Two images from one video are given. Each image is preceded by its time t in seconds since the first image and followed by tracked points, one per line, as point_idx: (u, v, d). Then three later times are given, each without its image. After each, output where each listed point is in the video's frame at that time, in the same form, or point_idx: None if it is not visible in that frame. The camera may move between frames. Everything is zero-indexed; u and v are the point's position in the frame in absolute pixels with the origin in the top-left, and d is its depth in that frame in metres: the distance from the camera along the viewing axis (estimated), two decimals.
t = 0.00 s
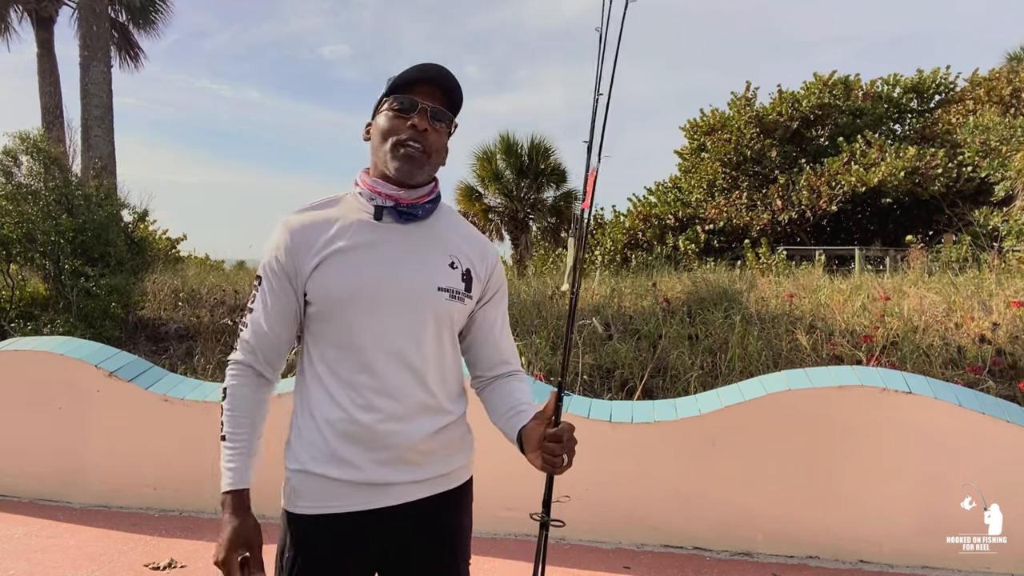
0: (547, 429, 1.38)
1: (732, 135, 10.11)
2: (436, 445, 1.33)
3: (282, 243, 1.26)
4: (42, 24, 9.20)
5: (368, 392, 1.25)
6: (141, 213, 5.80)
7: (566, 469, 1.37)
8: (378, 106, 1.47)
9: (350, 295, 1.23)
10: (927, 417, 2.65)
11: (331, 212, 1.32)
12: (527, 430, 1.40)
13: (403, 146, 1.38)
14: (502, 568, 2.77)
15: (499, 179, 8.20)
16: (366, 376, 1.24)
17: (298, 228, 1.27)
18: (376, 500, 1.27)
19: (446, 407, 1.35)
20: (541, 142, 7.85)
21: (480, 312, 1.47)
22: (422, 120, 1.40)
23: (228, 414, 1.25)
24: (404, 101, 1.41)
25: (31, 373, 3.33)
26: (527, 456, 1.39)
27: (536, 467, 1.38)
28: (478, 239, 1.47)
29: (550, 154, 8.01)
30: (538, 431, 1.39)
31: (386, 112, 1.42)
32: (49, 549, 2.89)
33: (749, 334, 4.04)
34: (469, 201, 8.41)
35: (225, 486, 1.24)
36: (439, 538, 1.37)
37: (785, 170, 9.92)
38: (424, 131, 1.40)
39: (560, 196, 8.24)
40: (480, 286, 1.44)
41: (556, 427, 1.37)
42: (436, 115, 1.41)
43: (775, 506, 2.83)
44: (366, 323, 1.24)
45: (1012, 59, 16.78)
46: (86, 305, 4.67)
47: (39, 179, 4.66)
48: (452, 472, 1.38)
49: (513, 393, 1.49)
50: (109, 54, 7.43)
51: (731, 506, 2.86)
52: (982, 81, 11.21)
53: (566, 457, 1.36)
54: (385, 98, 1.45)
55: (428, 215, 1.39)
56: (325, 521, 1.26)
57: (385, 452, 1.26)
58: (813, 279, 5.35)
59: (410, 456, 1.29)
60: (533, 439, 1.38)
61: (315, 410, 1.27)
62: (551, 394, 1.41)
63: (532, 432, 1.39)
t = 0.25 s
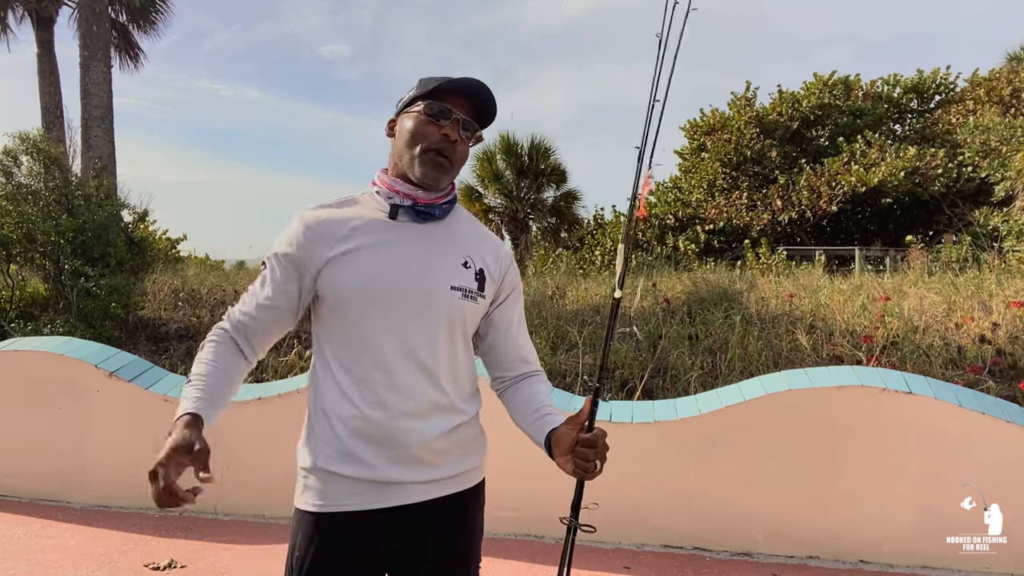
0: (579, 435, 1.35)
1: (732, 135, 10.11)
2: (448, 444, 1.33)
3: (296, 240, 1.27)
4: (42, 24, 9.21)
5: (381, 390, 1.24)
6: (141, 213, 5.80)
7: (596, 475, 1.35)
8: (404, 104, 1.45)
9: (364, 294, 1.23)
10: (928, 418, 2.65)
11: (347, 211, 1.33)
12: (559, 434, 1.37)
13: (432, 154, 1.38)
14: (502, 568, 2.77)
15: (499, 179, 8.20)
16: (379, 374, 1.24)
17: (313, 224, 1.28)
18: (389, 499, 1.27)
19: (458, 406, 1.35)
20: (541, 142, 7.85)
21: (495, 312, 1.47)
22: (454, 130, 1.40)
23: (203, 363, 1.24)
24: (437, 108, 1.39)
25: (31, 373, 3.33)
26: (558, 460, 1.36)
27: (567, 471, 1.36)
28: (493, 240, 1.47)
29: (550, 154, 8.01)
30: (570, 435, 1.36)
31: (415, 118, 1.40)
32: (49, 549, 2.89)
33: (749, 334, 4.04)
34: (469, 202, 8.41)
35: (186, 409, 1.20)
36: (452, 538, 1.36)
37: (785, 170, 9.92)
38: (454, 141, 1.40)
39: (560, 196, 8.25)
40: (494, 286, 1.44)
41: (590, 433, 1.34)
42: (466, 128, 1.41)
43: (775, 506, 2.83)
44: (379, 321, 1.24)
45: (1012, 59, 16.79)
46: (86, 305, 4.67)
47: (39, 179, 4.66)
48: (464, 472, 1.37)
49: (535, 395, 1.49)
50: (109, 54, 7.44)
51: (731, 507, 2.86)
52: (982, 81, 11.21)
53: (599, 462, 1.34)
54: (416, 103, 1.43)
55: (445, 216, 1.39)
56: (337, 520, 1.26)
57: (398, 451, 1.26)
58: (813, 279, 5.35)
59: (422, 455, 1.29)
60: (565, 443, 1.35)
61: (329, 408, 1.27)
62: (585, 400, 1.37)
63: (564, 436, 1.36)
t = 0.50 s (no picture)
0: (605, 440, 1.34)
1: (732, 135, 10.12)
2: (462, 441, 1.33)
3: (311, 235, 1.28)
4: (42, 24, 9.21)
5: (397, 387, 1.24)
6: (141, 213, 5.80)
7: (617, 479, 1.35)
8: (427, 108, 1.47)
9: (380, 289, 1.24)
10: (928, 418, 2.65)
11: (361, 212, 1.34)
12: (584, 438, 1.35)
13: (454, 159, 1.40)
14: (502, 568, 2.77)
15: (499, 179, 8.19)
16: (394, 369, 1.24)
17: (329, 220, 1.29)
18: (404, 496, 1.26)
19: (472, 405, 1.36)
20: (541, 142, 7.85)
21: (509, 312, 1.50)
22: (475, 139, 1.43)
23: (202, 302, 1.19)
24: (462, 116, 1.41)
25: (31, 372, 3.33)
26: (582, 464, 1.34)
27: (590, 474, 1.34)
28: (504, 243, 1.49)
29: (550, 154, 8.02)
30: (595, 439, 1.34)
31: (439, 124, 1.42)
32: (49, 549, 2.89)
33: (748, 334, 4.04)
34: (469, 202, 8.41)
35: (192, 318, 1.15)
36: (463, 538, 1.36)
37: (785, 170, 9.92)
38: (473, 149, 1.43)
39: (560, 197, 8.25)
40: (506, 287, 1.46)
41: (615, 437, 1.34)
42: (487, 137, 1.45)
43: (775, 506, 2.83)
44: (395, 317, 1.24)
45: (1013, 58, 16.80)
46: (86, 305, 4.68)
47: (39, 179, 4.66)
48: (477, 471, 1.37)
49: (553, 397, 1.47)
50: (109, 54, 7.44)
51: (731, 506, 2.86)
52: (983, 81, 11.22)
53: (624, 466, 1.33)
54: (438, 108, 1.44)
55: (461, 217, 1.41)
56: (349, 522, 1.25)
57: (412, 448, 1.25)
58: (813, 279, 5.35)
59: (437, 452, 1.28)
60: (590, 448, 1.33)
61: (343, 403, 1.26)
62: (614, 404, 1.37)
63: (588, 440, 1.34)
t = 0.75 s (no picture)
0: (611, 434, 1.36)
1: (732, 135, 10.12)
2: (474, 438, 1.33)
3: (327, 228, 1.27)
4: (42, 24, 9.21)
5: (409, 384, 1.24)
6: (141, 213, 5.80)
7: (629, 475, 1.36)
8: (438, 107, 1.44)
9: (395, 286, 1.24)
10: (928, 417, 2.65)
11: (377, 207, 1.33)
12: (591, 434, 1.36)
13: (473, 160, 1.40)
14: (502, 568, 2.77)
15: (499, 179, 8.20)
16: (409, 365, 1.24)
17: (345, 214, 1.29)
18: (414, 493, 1.25)
19: (482, 403, 1.36)
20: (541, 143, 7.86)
21: (516, 314, 1.48)
22: (491, 139, 1.43)
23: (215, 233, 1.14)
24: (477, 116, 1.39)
25: (31, 372, 3.33)
26: (590, 460, 1.35)
27: (597, 471, 1.36)
28: (513, 245, 1.49)
29: (550, 154, 8.02)
30: (603, 436, 1.35)
31: (454, 123, 1.39)
32: (49, 549, 2.89)
33: (748, 333, 4.04)
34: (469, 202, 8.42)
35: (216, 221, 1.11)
36: (472, 536, 1.36)
37: (785, 171, 9.92)
38: (489, 150, 1.43)
39: (559, 197, 8.26)
40: (516, 288, 1.46)
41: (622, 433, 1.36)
42: (501, 136, 1.45)
43: (775, 506, 2.83)
44: (409, 314, 1.24)
45: (1014, 58, 16.81)
46: (86, 305, 4.68)
47: (39, 179, 4.66)
48: (486, 469, 1.38)
49: (557, 398, 1.48)
50: (109, 54, 7.43)
51: (731, 506, 2.86)
52: (982, 80, 11.22)
53: (631, 462, 1.35)
54: (451, 107, 1.41)
55: (473, 219, 1.41)
56: (360, 522, 1.25)
57: (423, 445, 1.26)
58: (814, 279, 5.35)
59: (447, 449, 1.28)
60: (598, 444, 1.34)
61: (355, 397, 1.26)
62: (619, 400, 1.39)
63: (596, 437, 1.35)
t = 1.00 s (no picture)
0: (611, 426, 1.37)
1: (732, 135, 10.12)
2: (481, 434, 1.33)
3: (335, 225, 1.27)
4: (42, 24, 9.22)
5: (417, 381, 1.23)
6: (141, 213, 5.80)
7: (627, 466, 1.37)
8: (434, 108, 1.41)
9: (404, 283, 1.24)
10: (928, 417, 2.65)
11: (383, 206, 1.32)
12: (591, 426, 1.37)
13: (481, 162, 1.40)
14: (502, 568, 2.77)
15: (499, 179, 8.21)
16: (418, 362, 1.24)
17: (353, 211, 1.29)
18: (424, 488, 1.25)
19: (488, 401, 1.36)
20: (541, 143, 7.86)
21: (520, 313, 1.48)
22: (496, 137, 1.42)
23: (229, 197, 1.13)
24: (481, 117, 1.39)
25: (31, 372, 3.33)
26: (589, 451, 1.37)
27: (597, 461, 1.37)
28: (516, 246, 1.50)
29: (550, 154, 8.02)
30: (603, 427, 1.36)
31: (460, 125, 1.38)
32: (49, 549, 2.89)
33: (748, 333, 4.04)
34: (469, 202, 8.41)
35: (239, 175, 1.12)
36: (479, 532, 1.36)
37: (785, 171, 9.92)
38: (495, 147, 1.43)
39: (559, 197, 8.27)
40: (520, 288, 1.46)
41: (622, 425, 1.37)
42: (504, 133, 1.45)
43: (775, 506, 2.83)
44: (419, 312, 1.24)
45: (1014, 58, 16.81)
46: (86, 305, 4.67)
47: (39, 179, 4.66)
48: (493, 465, 1.38)
49: (559, 394, 1.49)
50: (109, 54, 7.44)
51: (731, 506, 2.86)
52: (983, 80, 11.21)
53: (631, 453, 1.36)
54: (453, 107, 1.38)
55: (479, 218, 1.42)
56: (369, 520, 1.24)
57: (431, 442, 1.25)
58: (814, 279, 5.35)
59: (455, 446, 1.28)
60: (598, 436, 1.35)
61: (363, 394, 1.25)
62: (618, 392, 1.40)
63: (596, 429, 1.36)
